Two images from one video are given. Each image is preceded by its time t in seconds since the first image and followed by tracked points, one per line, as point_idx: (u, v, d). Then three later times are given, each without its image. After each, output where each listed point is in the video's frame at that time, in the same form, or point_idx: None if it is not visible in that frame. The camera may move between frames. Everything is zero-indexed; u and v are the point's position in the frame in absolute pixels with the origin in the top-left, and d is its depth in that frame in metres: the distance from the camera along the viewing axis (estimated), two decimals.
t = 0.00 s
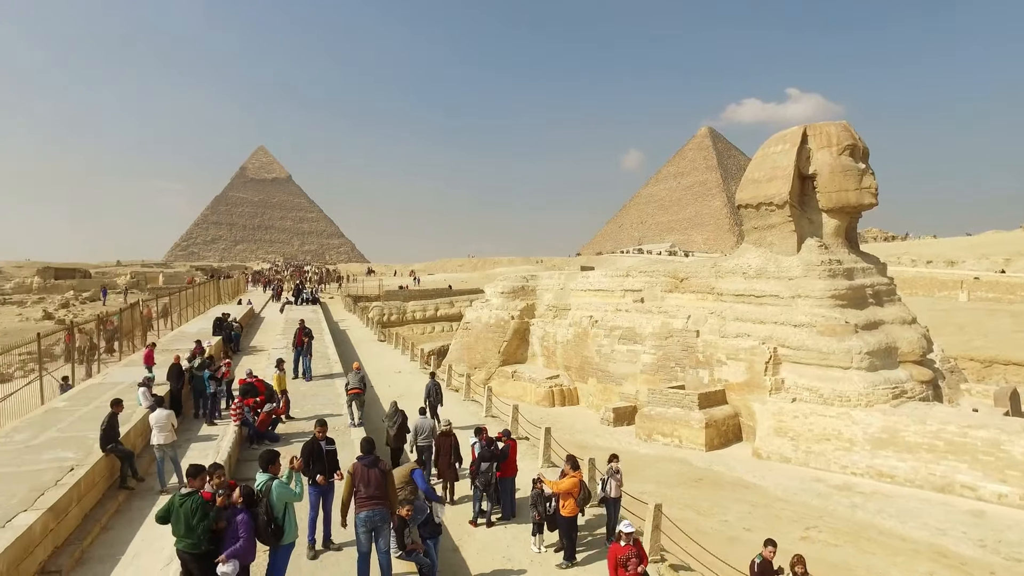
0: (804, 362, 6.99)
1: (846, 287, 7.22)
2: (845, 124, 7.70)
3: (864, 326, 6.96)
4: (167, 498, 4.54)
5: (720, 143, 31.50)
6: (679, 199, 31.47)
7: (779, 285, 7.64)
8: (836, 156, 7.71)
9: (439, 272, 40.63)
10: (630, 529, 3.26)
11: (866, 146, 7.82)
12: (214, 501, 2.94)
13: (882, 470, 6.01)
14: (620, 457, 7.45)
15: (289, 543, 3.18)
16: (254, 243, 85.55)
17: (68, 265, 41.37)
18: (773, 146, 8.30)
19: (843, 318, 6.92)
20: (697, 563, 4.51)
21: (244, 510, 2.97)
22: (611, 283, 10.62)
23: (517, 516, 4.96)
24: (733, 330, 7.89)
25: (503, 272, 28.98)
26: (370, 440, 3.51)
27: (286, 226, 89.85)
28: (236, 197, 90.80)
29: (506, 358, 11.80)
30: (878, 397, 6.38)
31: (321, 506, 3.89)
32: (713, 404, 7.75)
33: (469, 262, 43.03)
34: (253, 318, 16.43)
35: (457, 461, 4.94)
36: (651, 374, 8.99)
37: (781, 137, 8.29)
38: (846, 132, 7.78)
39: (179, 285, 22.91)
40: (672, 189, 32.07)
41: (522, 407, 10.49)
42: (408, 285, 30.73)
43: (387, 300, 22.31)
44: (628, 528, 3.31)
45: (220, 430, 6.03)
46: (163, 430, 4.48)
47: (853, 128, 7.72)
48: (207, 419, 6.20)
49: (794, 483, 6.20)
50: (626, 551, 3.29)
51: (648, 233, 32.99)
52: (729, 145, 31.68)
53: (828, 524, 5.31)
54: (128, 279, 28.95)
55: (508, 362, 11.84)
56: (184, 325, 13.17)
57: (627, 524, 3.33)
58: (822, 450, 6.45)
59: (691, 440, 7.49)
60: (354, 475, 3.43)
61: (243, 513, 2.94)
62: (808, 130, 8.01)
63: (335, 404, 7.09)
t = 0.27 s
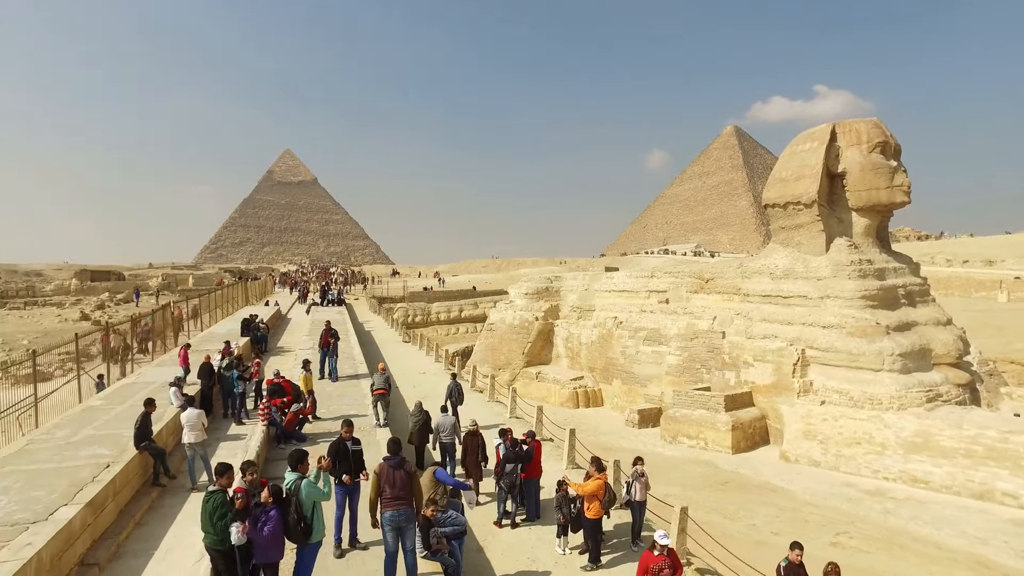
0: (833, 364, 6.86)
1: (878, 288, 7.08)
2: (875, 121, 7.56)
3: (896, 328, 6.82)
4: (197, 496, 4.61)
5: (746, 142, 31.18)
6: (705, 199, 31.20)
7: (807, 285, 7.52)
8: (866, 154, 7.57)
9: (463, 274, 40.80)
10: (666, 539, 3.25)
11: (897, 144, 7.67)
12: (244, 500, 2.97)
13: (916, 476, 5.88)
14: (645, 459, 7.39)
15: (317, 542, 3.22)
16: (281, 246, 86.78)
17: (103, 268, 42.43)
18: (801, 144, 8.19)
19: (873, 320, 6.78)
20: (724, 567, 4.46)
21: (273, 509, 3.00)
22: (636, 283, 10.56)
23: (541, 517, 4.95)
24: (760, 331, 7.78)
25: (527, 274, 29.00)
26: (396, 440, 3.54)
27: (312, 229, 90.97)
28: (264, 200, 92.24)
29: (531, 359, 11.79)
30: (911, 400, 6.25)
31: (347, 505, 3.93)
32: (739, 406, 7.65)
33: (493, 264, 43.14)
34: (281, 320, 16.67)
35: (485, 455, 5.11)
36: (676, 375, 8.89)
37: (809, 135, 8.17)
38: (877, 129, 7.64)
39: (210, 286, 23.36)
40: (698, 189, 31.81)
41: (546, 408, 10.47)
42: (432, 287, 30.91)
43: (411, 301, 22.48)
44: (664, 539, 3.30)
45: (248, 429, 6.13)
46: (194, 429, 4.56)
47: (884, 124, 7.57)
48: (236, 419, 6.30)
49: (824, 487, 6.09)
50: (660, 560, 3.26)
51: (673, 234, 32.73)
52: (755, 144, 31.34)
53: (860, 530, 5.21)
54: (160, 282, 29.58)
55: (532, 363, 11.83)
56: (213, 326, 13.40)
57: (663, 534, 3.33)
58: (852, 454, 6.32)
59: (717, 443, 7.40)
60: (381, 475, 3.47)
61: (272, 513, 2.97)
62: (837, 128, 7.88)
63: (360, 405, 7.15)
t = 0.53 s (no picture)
0: (866, 366, 6.72)
1: (913, 288, 6.92)
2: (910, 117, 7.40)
3: (933, 329, 6.65)
4: (230, 493, 4.70)
5: (775, 141, 30.82)
6: (733, 198, 30.87)
7: (839, 286, 7.38)
8: (901, 151, 7.40)
9: (488, 275, 40.92)
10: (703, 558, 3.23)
11: (934, 139, 7.48)
12: (276, 498, 3.01)
13: (955, 483, 5.72)
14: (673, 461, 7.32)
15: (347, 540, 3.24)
16: (309, 248, 87.94)
17: (138, 270, 43.43)
18: (832, 142, 8.05)
19: (909, 321, 6.63)
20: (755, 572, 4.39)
21: (304, 507, 3.04)
22: (663, 284, 10.47)
23: (568, 519, 4.94)
24: (790, 332, 7.66)
25: (553, 275, 29.00)
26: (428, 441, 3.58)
27: (340, 231, 92.01)
28: (293, 203, 93.60)
29: (557, 360, 11.77)
30: (949, 403, 6.09)
31: (375, 504, 3.97)
32: (769, 408, 7.54)
33: (518, 265, 43.18)
34: (309, 321, 16.88)
35: (510, 451, 5.23)
36: (704, 377, 8.78)
37: (840, 132, 8.03)
38: (913, 125, 7.47)
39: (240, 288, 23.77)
40: (725, 188, 31.50)
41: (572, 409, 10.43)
42: (458, 288, 31.04)
43: (438, 302, 22.62)
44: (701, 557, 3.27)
45: (279, 428, 6.22)
46: (226, 428, 4.64)
47: (920, 120, 7.40)
48: (267, 418, 6.39)
49: (857, 492, 5.97)
50: None
51: (700, 234, 32.42)
52: (784, 143, 30.95)
53: (896, 538, 5.09)
54: (193, 283, 30.18)
55: (558, 364, 11.80)
56: (244, 327, 13.63)
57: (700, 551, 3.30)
58: (887, 458, 6.18)
59: (746, 445, 7.30)
60: (412, 474, 3.51)
61: (302, 511, 3.01)
62: (870, 124, 7.73)
63: (387, 405, 7.20)
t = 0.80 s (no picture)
0: (895, 368, 6.59)
1: (944, 288, 6.78)
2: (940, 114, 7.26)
3: (965, 330, 6.51)
4: (256, 492, 4.76)
5: (799, 139, 30.50)
6: (756, 198, 30.58)
7: (867, 286, 7.26)
8: (931, 147, 7.26)
9: (509, 276, 40.97)
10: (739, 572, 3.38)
11: (966, 135, 7.32)
12: (301, 498, 3.04)
13: (990, 488, 5.59)
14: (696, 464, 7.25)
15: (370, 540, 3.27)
16: (333, 249, 88.81)
17: (166, 272, 44.23)
18: (859, 140, 7.93)
19: (940, 322, 6.49)
20: None
21: (329, 507, 3.07)
22: (686, 285, 10.40)
23: (591, 521, 4.92)
24: (816, 333, 7.55)
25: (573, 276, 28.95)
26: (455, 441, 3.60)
27: (362, 232, 92.75)
28: (316, 205, 94.63)
29: (578, 361, 11.75)
30: (983, 407, 5.93)
31: (398, 503, 4.00)
32: (794, 411, 7.43)
33: (539, 266, 43.17)
34: (333, 322, 17.04)
35: (531, 448, 5.21)
36: (727, 378, 8.68)
37: (868, 129, 7.90)
38: (944, 121, 7.31)
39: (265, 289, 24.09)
40: (749, 188, 31.24)
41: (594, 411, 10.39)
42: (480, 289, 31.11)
43: (459, 304, 22.71)
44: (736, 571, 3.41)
45: (303, 428, 6.29)
46: (252, 427, 4.71)
47: (951, 116, 7.24)
48: (291, 418, 6.46)
49: (887, 497, 5.86)
50: None
51: (723, 234, 32.12)
52: (809, 141, 30.61)
53: (928, 545, 4.98)
54: (219, 285, 30.65)
55: (580, 365, 11.77)
56: (268, 328, 13.81)
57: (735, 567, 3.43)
58: (918, 463, 6.05)
59: (771, 448, 7.21)
60: (438, 473, 3.51)
61: (326, 511, 3.04)
62: (899, 121, 7.59)
63: (410, 406, 7.24)
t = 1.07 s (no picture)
0: (927, 370, 6.44)
1: (978, 289, 6.62)
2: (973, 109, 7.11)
3: (1000, 331, 6.35)
4: (282, 490, 4.82)
5: (825, 137, 30.16)
6: (781, 197, 30.27)
7: (896, 286, 7.12)
8: (964, 143, 7.11)
9: (530, 276, 40.96)
10: None
11: (1001, 131, 7.14)
12: (324, 497, 3.08)
13: None
14: (720, 466, 7.18)
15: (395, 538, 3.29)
16: (355, 251, 89.57)
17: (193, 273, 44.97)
18: (888, 136, 7.80)
19: (973, 322, 6.35)
20: None
21: (353, 507, 3.09)
22: (709, 285, 10.30)
23: (615, 522, 4.90)
24: (843, 334, 7.42)
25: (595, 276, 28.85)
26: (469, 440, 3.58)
27: (384, 233, 93.40)
28: (340, 207, 95.58)
29: (601, 362, 11.70)
30: (1021, 411, 5.74)
31: (421, 504, 4.01)
32: (821, 413, 7.32)
33: (560, 266, 43.09)
34: (356, 322, 17.18)
35: (553, 448, 5.25)
36: (751, 380, 8.58)
37: (897, 126, 7.77)
38: (977, 116, 7.15)
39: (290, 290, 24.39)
40: (773, 187, 30.95)
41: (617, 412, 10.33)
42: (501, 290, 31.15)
43: (480, 305, 22.76)
44: None
45: (327, 428, 6.34)
46: (277, 427, 4.76)
47: (985, 111, 7.08)
48: (315, 418, 6.53)
49: (918, 503, 5.74)
50: None
51: (746, 233, 31.76)
52: (835, 139, 30.24)
53: (963, 553, 4.87)
54: (244, 286, 31.08)
55: (602, 366, 11.72)
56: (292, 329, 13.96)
57: None
58: (951, 468, 5.92)
59: (797, 451, 7.11)
60: (454, 473, 3.52)
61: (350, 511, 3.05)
62: (929, 117, 7.45)
63: (432, 406, 7.26)
